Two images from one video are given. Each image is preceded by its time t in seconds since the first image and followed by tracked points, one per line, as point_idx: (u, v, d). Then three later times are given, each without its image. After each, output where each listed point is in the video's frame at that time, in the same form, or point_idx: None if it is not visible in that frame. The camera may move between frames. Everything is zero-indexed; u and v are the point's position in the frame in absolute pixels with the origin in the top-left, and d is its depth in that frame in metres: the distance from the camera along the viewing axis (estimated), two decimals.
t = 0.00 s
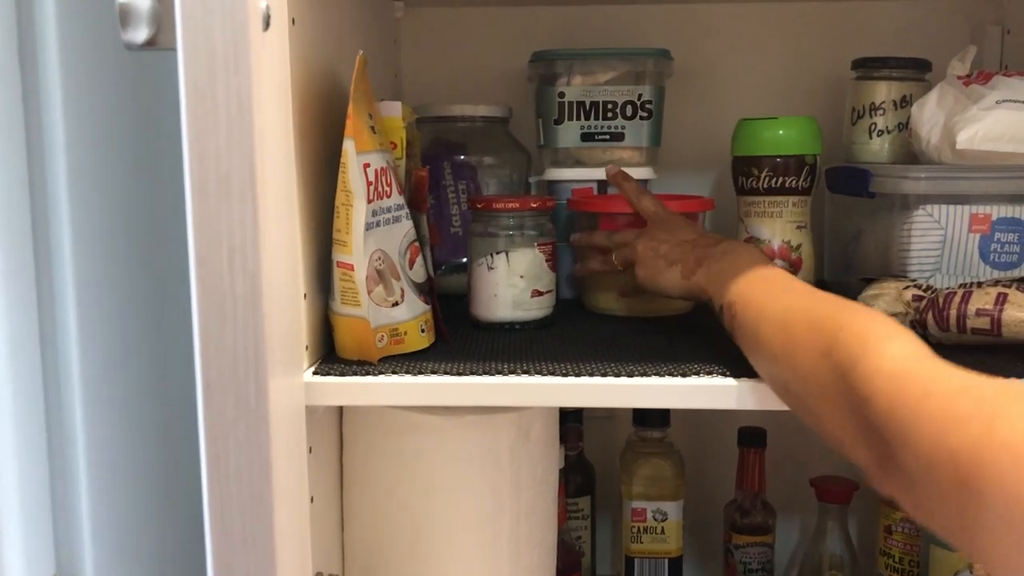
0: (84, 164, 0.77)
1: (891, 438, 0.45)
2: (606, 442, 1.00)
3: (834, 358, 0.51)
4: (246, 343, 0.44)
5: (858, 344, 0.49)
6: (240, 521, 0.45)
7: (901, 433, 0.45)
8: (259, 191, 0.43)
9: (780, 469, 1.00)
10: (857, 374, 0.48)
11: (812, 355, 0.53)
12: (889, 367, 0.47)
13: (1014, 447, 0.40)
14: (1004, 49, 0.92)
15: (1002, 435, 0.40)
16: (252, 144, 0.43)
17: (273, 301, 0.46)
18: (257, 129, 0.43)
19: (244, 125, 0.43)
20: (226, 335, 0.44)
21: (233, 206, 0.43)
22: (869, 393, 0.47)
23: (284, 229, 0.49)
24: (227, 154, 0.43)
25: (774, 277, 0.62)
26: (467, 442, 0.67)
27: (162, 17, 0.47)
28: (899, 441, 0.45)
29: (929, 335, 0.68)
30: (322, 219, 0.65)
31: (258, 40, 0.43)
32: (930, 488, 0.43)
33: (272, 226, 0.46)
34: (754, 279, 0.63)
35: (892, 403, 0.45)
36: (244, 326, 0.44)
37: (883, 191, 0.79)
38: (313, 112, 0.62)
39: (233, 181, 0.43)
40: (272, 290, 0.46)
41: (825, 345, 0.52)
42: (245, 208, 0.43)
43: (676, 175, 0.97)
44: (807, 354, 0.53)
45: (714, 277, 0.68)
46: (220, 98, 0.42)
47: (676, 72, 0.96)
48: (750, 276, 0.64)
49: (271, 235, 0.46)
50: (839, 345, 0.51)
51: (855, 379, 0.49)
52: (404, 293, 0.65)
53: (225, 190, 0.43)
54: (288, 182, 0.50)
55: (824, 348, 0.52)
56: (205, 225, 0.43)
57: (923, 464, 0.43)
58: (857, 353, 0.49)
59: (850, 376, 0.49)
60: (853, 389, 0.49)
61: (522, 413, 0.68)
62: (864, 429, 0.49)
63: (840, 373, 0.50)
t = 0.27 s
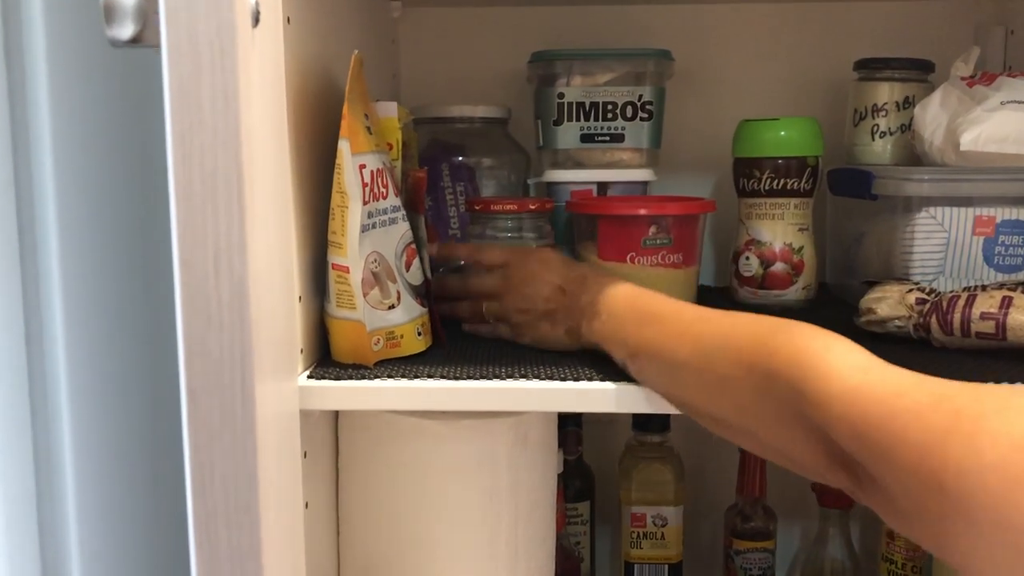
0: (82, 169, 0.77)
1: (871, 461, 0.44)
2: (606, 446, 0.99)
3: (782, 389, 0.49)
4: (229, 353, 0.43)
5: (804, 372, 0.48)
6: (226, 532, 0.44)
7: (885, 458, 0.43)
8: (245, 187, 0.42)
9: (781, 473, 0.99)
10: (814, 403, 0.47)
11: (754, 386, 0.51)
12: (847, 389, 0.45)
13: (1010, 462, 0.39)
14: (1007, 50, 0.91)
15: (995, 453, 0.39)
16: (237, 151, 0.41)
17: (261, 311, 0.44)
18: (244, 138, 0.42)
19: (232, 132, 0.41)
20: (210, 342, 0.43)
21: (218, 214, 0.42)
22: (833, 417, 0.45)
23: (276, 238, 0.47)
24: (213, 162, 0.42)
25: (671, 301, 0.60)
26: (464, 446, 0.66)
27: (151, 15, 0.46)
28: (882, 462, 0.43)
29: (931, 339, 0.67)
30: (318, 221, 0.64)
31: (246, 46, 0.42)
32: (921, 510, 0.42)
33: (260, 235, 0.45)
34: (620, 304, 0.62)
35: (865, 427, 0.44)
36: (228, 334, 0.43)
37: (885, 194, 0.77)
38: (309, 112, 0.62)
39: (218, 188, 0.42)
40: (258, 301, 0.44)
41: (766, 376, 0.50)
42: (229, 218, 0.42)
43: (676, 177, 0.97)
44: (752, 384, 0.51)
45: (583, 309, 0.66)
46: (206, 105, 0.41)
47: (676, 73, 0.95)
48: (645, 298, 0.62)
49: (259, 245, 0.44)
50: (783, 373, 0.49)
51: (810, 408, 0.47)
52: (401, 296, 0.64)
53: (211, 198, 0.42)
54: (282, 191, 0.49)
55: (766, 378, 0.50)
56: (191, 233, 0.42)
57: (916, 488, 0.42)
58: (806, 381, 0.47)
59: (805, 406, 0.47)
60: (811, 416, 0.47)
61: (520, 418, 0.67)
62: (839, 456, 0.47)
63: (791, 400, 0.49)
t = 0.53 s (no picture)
0: (4, 147, 0.66)
1: (841, 500, 0.39)
2: (596, 451, 0.99)
3: (759, 420, 0.46)
4: (192, 370, 0.38)
5: (782, 401, 0.44)
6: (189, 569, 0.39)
7: (849, 492, 0.38)
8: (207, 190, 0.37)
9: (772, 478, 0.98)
10: (788, 433, 0.43)
11: (737, 417, 0.48)
12: (820, 420, 0.41)
13: (977, 504, 0.34)
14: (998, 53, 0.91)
15: (964, 495, 0.34)
16: (200, 148, 0.37)
17: (228, 323, 0.40)
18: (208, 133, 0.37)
19: (196, 124, 0.37)
20: (172, 356, 0.38)
21: (180, 215, 0.37)
22: (805, 449, 0.41)
23: (243, 246, 0.43)
24: (174, 159, 0.37)
25: (662, 330, 0.58)
26: (449, 453, 0.65)
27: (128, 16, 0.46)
28: (849, 502, 0.39)
29: (920, 344, 0.67)
30: (302, 225, 0.63)
31: (214, 35, 0.38)
32: (890, 558, 0.37)
33: (227, 241, 0.40)
34: (606, 324, 0.62)
35: (832, 461, 0.39)
36: (191, 348, 0.38)
37: (874, 198, 0.77)
38: (292, 115, 0.61)
39: (179, 188, 0.37)
40: (221, 313, 0.39)
41: (748, 408, 0.47)
42: (191, 219, 0.37)
43: (667, 180, 0.96)
44: (736, 416, 0.48)
45: (572, 326, 0.64)
46: (167, 95, 0.36)
47: (666, 76, 0.95)
48: (639, 325, 0.60)
49: (225, 252, 0.40)
50: (763, 404, 0.46)
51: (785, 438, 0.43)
52: (386, 300, 0.64)
53: (170, 197, 0.37)
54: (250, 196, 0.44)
55: (748, 409, 0.47)
56: (151, 236, 0.37)
57: (882, 531, 0.37)
58: (783, 411, 0.44)
59: (782, 441, 0.44)
60: (787, 447, 0.43)
61: (506, 424, 0.66)
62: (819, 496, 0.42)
63: (770, 434, 0.45)
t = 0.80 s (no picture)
0: None
1: (818, 497, 0.38)
2: (584, 451, 0.98)
3: (738, 415, 0.45)
4: (143, 371, 0.37)
5: (763, 397, 0.43)
6: None
7: (824, 486, 0.38)
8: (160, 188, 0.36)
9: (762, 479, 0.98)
10: (767, 428, 0.42)
11: (718, 414, 0.47)
12: (800, 415, 0.40)
13: (952, 504, 0.33)
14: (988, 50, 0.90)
15: (939, 493, 0.33)
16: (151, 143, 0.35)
17: (187, 324, 0.39)
18: (160, 127, 0.36)
19: (147, 119, 0.35)
20: (122, 356, 0.36)
21: (131, 213, 0.36)
22: (783, 444, 0.41)
23: (206, 245, 0.41)
24: (124, 155, 0.35)
25: (649, 330, 0.58)
26: (431, 454, 0.64)
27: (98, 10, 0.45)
28: (825, 498, 0.38)
29: (908, 343, 0.66)
30: (281, 224, 0.62)
31: (169, 27, 0.36)
32: (863, 556, 0.36)
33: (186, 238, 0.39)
34: (591, 325, 0.61)
35: (810, 457, 0.39)
36: (142, 349, 0.37)
37: (862, 196, 0.77)
38: (271, 112, 0.60)
39: (129, 184, 0.36)
40: (178, 313, 0.38)
41: (729, 404, 0.46)
42: (142, 216, 0.36)
43: (655, 179, 0.95)
44: (717, 413, 0.47)
45: (557, 326, 0.64)
46: (116, 88, 0.35)
47: (654, 74, 0.94)
48: (626, 325, 0.59)
49: (183, 251, 0.38)
50: (744, 401, 0.45)
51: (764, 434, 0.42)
52: (367, 300, 0.63)
53: (120, 193, 0.35)
54: (216, 193, 0.43)
55: (729, 406, 0.46)
56: (100, 234, 0.36)
57: (856, 529, 0.36)
58: (763, 407, 0.43)
59: (760, 437, 0.43)
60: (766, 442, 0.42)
61: (490, 426, 0.65)
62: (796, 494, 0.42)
63: (750, 430, 0.44)
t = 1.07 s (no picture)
0: None
1: (794, 494, 0.38)
2: (576, 450, 0.97)
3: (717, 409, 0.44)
4: (98, 376, 0.35)
5: (741, 393, 0.43)
6: None
7: (801, 483, 0.37)
8: (115, 180, 0.34)
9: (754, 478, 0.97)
10: (744, 424, 0.41)
11: (697, 410, 0.46)
12: (777, 411, 0.40)
13: (928, 503, 0.32)
14: (981, 46, 0.90)
15: (916, 491, 0.32)
16: (106, 135, 0.33)
17: (147, 324, 0.37)
18: (115, 119, 0.34)
19: (101, 108, 0.33)
20: (77, 360, 0.34)
21: (84, 208, 0.33)
22: (760, 441, 0.40)
23: (171, 241, 0.40)
24: (77, 147, 0.33)
25: (632, 326, 0.57)
26: (415, 454, 0.63)
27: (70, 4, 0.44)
28: (800, 495, 0.37)
29: (900, 342, 0.65)
30: (264, 221, 0.62)
31: (124, 13, 0.34)
32: (840, 557, 0.35)
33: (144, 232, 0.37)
34: (577, 322, 0.61)
35: (787, 453, 0.38)
36: (99, 352, 0.34)
37: (855, 192, 0.76)
38: (254, 108, 0.59)
39: (83, 179, 0.33)
40: (137, 314, 0.36)
41: (707, 400, 0.45)
42: (96, 211, 0.34)
43: (646, 176, 0.95)
44: (696, 410, 0.46)
45: (543, 323, 0.63)
46: (67, 77, 0.33)
47: (645, 70, 0.93)
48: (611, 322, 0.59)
49: (143, 249, 0.36)
50: (722, 397, 0.44)
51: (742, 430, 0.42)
52: (351, 298, 0.62)
53: (73, 187, 0.33)
54: (181, 187, 0.41)
55: (708, 402, 0.45)
56: (53, 230, 0.33)
57: (831, 527, 0.35)
58: (741, 403, 0.42)
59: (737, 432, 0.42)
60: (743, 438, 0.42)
61: (476, 426, 0.65)
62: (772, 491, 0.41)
63: (727, 426, 0.43)
